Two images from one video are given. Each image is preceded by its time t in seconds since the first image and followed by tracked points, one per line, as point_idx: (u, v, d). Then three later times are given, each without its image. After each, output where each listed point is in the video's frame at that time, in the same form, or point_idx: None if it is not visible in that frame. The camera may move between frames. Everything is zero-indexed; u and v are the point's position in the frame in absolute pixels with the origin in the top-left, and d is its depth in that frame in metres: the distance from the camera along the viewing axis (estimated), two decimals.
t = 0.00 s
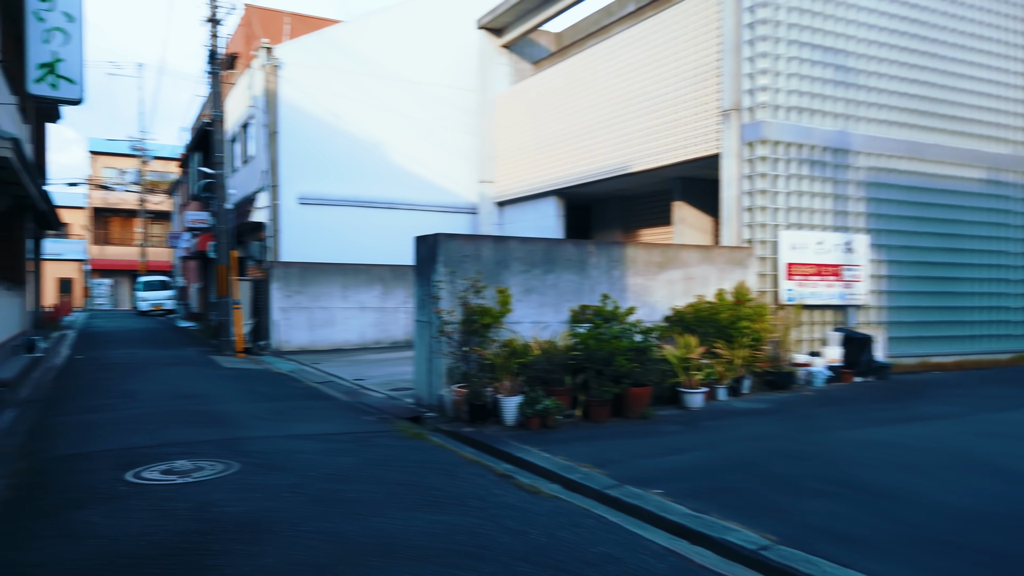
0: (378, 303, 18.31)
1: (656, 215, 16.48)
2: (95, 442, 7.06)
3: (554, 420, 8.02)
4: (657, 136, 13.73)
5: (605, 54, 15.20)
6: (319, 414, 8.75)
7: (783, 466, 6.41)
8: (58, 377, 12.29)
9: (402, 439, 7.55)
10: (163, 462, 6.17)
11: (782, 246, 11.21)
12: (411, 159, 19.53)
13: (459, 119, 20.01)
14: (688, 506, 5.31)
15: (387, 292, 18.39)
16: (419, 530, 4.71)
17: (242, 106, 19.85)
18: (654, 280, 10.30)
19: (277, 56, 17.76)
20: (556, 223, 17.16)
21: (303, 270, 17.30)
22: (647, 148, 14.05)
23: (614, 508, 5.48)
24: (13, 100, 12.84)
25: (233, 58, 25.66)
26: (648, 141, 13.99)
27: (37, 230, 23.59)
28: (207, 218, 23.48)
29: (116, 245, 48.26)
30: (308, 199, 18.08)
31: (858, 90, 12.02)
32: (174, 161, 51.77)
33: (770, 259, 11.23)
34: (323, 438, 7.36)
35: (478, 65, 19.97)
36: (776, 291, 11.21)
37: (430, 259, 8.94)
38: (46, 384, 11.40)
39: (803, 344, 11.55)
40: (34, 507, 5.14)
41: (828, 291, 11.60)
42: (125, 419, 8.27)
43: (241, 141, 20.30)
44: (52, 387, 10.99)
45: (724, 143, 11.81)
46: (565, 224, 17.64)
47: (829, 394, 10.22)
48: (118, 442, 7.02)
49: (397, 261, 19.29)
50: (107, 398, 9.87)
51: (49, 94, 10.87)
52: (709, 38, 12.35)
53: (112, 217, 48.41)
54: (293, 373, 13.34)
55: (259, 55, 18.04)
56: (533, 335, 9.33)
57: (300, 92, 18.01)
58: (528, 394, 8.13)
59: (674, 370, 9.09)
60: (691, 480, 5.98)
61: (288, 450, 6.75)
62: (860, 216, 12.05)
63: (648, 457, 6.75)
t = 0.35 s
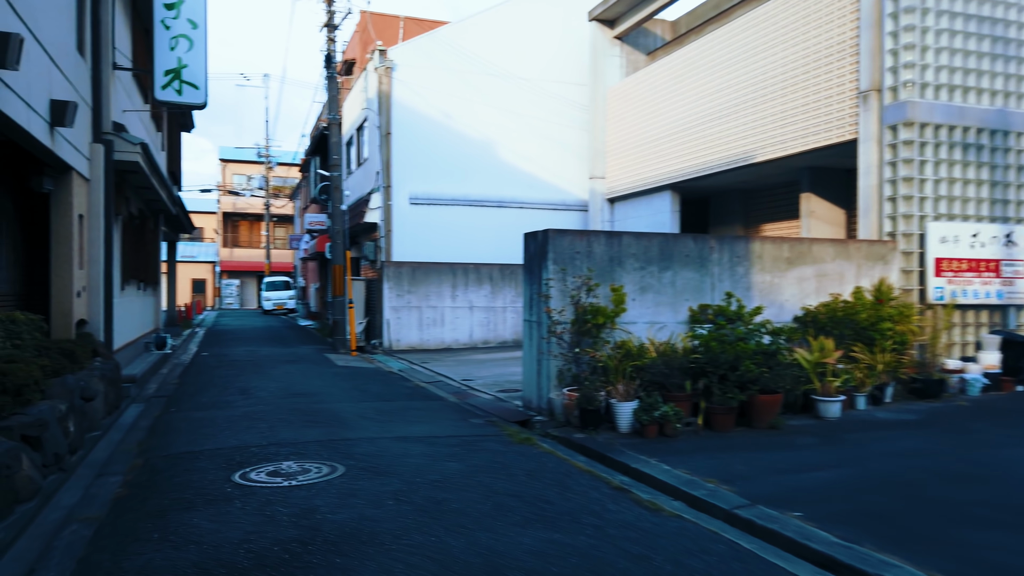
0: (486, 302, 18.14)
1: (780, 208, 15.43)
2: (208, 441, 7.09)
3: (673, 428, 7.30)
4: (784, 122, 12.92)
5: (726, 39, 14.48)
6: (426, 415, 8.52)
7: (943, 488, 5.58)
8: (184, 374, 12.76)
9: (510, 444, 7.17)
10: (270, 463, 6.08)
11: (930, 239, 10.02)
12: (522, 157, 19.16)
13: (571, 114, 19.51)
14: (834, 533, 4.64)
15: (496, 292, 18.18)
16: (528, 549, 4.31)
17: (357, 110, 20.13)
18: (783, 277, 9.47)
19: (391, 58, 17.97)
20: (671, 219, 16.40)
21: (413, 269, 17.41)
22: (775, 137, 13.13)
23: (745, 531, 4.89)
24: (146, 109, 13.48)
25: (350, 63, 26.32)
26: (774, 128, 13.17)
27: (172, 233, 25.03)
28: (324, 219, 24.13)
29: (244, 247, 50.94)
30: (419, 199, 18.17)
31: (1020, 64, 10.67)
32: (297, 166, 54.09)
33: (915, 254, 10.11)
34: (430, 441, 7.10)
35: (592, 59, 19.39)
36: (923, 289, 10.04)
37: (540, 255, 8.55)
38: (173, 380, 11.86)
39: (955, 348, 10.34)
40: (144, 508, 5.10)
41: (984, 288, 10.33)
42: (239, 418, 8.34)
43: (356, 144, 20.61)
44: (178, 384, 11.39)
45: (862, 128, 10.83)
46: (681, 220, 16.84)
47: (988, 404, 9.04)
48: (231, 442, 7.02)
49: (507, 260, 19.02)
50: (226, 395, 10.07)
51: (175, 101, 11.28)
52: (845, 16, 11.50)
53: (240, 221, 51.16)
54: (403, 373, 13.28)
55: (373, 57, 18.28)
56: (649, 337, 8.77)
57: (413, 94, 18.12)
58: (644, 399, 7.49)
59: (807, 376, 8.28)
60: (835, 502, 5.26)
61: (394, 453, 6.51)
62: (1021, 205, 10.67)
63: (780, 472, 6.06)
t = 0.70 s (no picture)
0: (539, 302, 17.67)
1: (852, 202, 14.56)
2: (250, 446, 6.78)
3: (746, 440, 6.68)
4: (859, 110, 12.07)
5: (795, 24, 13.69)
6: (476, 420, 8.08)
7: None
8: (235, 373, 12.62)
9: (566, 453, 6.66)
10: (311, 472, 5.70)
11: None
12: (577, 151, 18.58)
13: (628, 107, 18.85)
14: (944, 568, 4.00)
15: (549, 291, 17.69)
16: None
17: (409, 107, 19.85)
18: (863, 275, 8.72)
19: (443, 52, 17.61)
20: (734, 214, 15.64)
21: (465, 268, 17.11)
22: (850, 125, 12.28)
23: (838, 562, 4.28)
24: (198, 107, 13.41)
25: (403, 61, 26.18)
26: (848, 116, 12.33)
27: (228, 233, 25.26)
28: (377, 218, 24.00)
29: (300, 247, 51.61)
30: (471, 196, 17.79)
31: None
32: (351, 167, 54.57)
33: (1010, 250, 9.22)
34: (480, 449, 6.64)
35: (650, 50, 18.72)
36: (1020, 287, 9.19)
37: (598, 251, 8.03)
38: (223, 379, 11.72)
39: None
40: (175, 520, 4.77)
41: None
42: (284, 421, 8.04)
43: (408, 142, 20.31)
44: (227, 384, 11.22)
45: (948, 113, 9.98)
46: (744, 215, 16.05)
47: None
48: (272, 447, 6.68)
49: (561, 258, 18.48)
50: (273, 396, 9.82)
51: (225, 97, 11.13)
52: None
53: (297, 221, 51.87)
54: (454, 374, 12.88)
55: (426, 52, 17.97)
56: (716, 338, 8.15)
57: (465, 89, 17.73)
58: (714, 407, 6.90)
59: (894, 382, 7.56)
60: (942, 531, 4.59)
61: (442, 462, 6.07)
62: None
63: (871, 491, 5.41)
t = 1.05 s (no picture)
0: (580, 302, 17.17)
1: (915, 196, 13.70)
2: (274, 455, 6.39)
3: (811, 454, 6.05)
4: (925, 96, 11.26)
5: (853, 6, 12.89)
6: (513, 428, 7.58)
7: None
8: (268, 375, 12.35)
9: (611, 467, 6.12)
10: (335, 487, 5.27)
11: None
12: (619, 146, 17.94)
13: (673, 100, 18.15)
14: None
15: (590, 290, 17.18)
16: None
17: (446, 104, 19.45)
18: (936, 273, 7.99)
19: (482, 46, 17.16)
20: (786, 209, 14.86)
21: (504, 267, 16.73)
22: (915, 112, 11.47)
23: None
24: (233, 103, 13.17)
25: (442, 59, 25.88)
26: (912, 103, 11.52)
27: (267, 232, 25.21)
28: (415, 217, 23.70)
29: (341, 247, 51.85)
30: (509, 192, 17.30)
31: None
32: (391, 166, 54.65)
33: None
34: (518, 462, 6.14)
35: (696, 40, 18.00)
36: None
37: (646, 248, 7.47)
38: (256, 381, 11.43)
39: None
40: (185, 542, 4.36)
41: None
42: (312, 427, 7.65)
43: (445, 139, 19.91)
44: (260, 386, 10.92)
45: None
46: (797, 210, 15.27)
47: None
48: (297, 457, 6.28)
49: (603, 256, 17.88)
50: (304, 400, 9.47)
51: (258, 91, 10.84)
52: None
53: (338, 221, 52.16)
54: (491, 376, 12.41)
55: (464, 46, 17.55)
56: (774, 342, 7.52)
57: (504, 83, 17.25)
58: (774, 418, 6.27)
59: (975, 391, 6.83)
60: None
61: (476, 477, 5.58)
62: None
63: (962, 518, 4.75)
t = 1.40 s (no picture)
0: (622, 303, 16.63)
1: (982, 191, 12.84)
2: (300, 469, 6.00)
3: (888, 475, 5.45)
4: (996, 84, 10.43)
5: None
6: (554, 440, 7.07)
7: None
8: (302, 379, 12.05)
9: (663, 486, 5.58)
10: (361, 509, 4.83)
11: None
12: (663, 142, 17.30)
13: (719, 93, 17.44)
14: None
15: (632, 291, 16.63)
16: None
17: (484, 102, 19.00)
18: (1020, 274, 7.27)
19: (520, 40, 16.67)
20: (841, 206, 14.10)
21: (543, 267, 16.30)
22: (984, 101, 10.66)
23: None
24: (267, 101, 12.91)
25: (480, 57, 25.49)
26: (981, 91, 10.70)
27: (305, 233, 25.10)
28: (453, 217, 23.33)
29: (381, 247, 51.91)
30: (549, 190, 16.79)
31: None
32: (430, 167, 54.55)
33: None
34: (560, 480, 5.64)
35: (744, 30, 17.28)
36: None
37: (698, 247, 6.93)
38: (289, 386, 11.11)
39: None
40: (194, 571, 3.96)
41: None
42: (342, 437, 7.26)
43: (483, 138, 19.44)
44: (292, 391, 10.59)
45: None
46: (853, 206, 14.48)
47: None
48: (323, 472, 5.87)
49: (646, 255, 17.24)
50: (336, 407, 9.09)
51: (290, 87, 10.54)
52: None
53: (377, 221, 52.27)
54: (530, 381, 11.91)
55: (502, 41, 17.09)
56: (840, 349, 6.88)
57: (544, 78, 16.76)
58: (845, 434, 5.67)
59: None
60: None
61: (514, 498, 5.10)
62: None
63: None
